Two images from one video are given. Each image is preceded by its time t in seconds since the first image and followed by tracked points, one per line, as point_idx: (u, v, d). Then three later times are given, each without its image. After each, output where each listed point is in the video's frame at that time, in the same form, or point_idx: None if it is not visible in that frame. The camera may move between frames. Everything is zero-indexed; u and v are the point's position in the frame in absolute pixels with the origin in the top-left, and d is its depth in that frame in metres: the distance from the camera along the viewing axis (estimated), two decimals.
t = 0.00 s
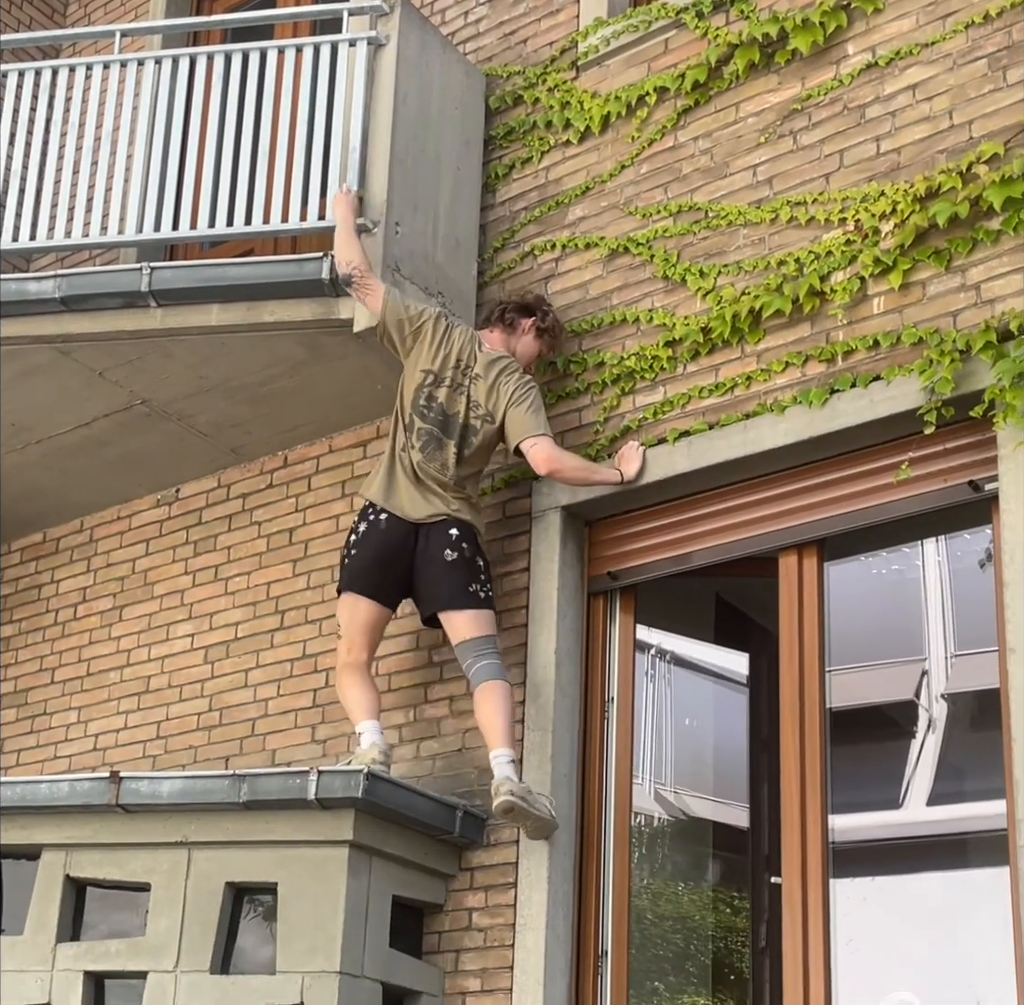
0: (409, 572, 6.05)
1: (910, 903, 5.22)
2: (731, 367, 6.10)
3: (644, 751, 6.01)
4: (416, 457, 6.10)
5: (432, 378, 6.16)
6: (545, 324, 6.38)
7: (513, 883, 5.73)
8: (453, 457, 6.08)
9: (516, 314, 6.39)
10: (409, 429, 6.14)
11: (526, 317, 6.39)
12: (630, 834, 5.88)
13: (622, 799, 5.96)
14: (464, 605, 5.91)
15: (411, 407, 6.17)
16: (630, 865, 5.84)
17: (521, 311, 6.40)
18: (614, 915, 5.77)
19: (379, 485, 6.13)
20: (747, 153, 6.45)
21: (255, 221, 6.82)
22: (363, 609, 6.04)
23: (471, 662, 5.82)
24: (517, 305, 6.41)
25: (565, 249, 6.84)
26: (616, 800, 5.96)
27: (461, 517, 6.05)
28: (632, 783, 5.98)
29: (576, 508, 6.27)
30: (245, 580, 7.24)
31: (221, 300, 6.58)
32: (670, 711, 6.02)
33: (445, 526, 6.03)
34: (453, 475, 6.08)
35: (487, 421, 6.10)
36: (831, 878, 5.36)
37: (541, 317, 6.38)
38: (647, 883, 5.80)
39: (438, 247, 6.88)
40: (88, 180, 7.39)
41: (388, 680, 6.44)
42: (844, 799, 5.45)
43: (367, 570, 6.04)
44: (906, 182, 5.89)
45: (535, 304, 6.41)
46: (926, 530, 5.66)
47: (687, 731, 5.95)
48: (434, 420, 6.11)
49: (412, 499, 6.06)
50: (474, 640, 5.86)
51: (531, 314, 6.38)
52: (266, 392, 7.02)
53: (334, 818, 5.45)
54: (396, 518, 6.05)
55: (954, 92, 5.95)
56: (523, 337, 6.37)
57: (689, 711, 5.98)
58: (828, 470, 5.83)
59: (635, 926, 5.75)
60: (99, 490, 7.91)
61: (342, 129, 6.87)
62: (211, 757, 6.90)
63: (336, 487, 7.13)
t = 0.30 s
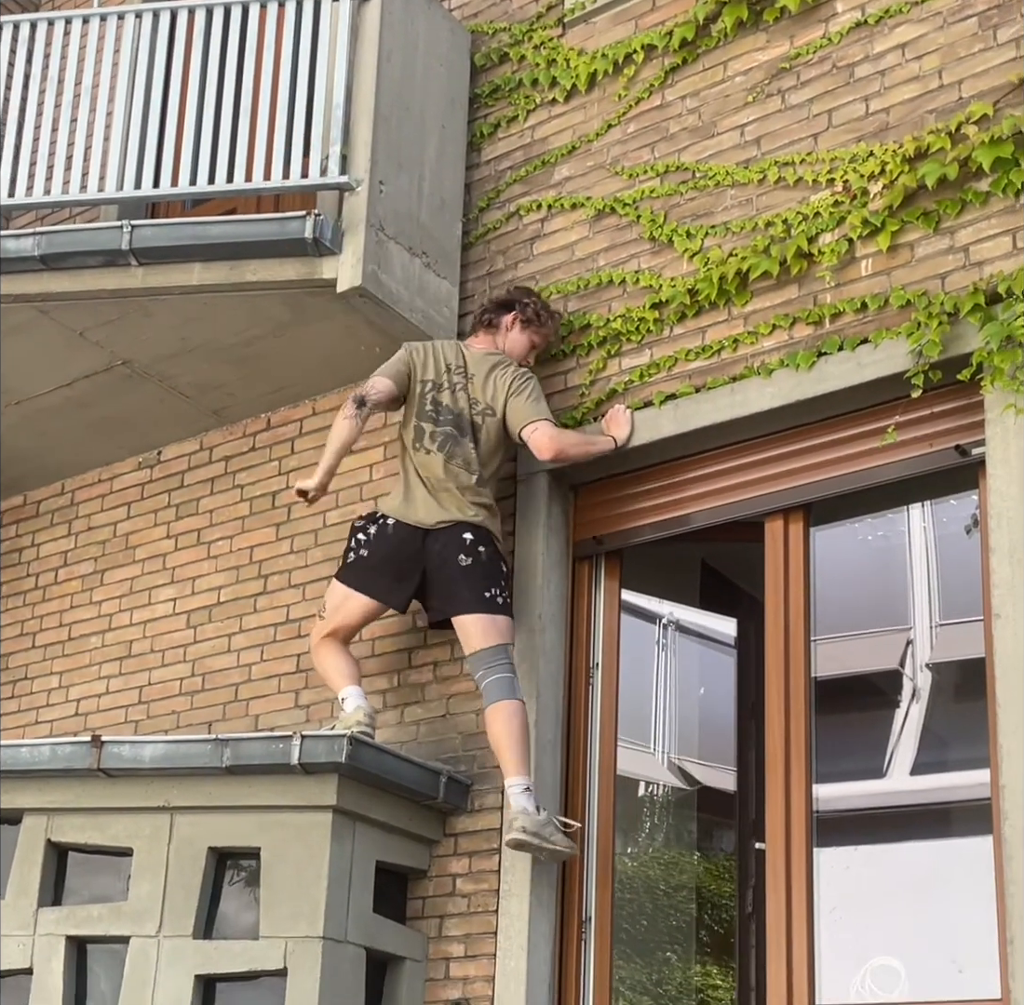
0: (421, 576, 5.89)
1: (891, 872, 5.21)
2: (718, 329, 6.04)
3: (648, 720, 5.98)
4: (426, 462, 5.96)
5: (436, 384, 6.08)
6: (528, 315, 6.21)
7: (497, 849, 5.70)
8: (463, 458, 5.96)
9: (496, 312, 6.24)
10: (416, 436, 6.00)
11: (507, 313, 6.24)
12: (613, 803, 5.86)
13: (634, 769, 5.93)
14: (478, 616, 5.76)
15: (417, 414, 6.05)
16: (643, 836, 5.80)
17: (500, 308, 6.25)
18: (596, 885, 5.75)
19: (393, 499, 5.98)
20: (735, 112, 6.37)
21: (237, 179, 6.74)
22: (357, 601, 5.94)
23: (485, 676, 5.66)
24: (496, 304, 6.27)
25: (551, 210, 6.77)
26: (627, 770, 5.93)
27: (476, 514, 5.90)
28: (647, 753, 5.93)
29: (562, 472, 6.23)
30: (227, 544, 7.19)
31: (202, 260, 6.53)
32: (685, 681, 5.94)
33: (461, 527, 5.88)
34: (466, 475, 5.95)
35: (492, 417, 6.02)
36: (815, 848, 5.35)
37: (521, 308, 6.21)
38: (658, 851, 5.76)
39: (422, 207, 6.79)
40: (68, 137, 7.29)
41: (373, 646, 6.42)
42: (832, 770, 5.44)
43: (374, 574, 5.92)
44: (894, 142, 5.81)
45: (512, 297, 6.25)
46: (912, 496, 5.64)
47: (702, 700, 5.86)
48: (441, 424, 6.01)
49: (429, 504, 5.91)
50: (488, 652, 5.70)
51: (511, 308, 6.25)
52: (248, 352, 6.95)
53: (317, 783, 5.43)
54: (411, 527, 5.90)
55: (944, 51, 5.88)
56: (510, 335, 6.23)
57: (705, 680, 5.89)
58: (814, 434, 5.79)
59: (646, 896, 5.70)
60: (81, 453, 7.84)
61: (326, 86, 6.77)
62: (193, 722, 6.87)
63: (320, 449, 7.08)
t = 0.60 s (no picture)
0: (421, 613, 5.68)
1: (876, 840, 5.18)
2: (705, 294, 5.99)
3: (644, 690, 5.93)
4: (428, 496, 5.71)
5: (448, 411, 5.82)
6: (525, 335, 6.04)
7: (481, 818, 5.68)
8: (468, 495, 5.67)
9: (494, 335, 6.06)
10: (421, 467, 5.78)
11: (504, 335, 6.05)
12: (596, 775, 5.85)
13: (638, 741, 5.87)
14: (469, 669, 5.50)
15: (426, 443, 5.81)
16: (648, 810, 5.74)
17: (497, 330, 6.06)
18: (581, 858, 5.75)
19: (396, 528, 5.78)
20: (723, 75, 6.31)
21: (219, 140, 6.66)
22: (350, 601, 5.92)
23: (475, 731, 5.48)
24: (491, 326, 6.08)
25: (537, 173, 6.70)
26: (627, 742, 5.89)
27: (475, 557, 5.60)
28: (652, 726, 5.87)
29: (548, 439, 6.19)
30: (210, 511, 7.14)
31: (184, 222, 6.45)
32: (684, 652, 5.89)
33: (458, 571, 5.61)
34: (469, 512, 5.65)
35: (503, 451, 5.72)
36: (799, 818, 5.34)
37: (519, 328, 6.04)
38: (660, 823, 5.70)
39: (406, 170, 6.72)
40: (48, 98, 7.20)
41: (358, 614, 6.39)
42: (817, 740, 5.42)
43: (373, 595, 5.82)
44: (883, 106, 5.75)
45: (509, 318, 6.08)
46: (897, 465, 5.63)
47: (704, 672, 5.81)
48: (448, 457, 5.74)
49: (426, 541, 5.65)
50: (475, 707, 5.47)
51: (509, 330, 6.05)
52: (231, 317, 6.88)
53: (301, 752, 5.41)
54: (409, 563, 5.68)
55: (934, 14, 5.81)
56: (512, 357, 6.03)
57: (707, 651, 5.84)
58: (801, 402, 5.75)
59: (651, 869, 5.63)
60: (63, 418, 7.78)
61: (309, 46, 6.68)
62: (177, 691, 6.84)
63: (303, 416, 7.02)
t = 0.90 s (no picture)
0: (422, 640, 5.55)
1: (861, 816, 5.16)
2: (692, 262, 5.94)
3: (636, 664, 5.91)
4: (433, 521, 5.58)
5: (458, 432, 5.66)
6: (535, 361, 5.82)
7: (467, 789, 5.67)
8: (473, 523, 5.53)
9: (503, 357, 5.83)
10: (428, 489, 5.65)
11: (513, 359, 5.83)
12: (581, 744, 5.85)
13: (631, 715, 5.85)
14: (464, 706, 5.38)
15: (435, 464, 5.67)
16: (639, 784, 5.72)
17: (506, 353, 5.84)
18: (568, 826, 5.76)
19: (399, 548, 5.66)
20: (711, 39, 6.24)
21: (202, 104, 6.58)
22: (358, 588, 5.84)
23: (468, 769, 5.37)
24: (500, 348, 5.85)
25: (524, 139, 6.63)
26: (623, 718, 5.86)
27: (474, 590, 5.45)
28: (645, 700, 5.85)
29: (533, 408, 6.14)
30: (194, 480, 7.09)
31: (167, 187, 6.38)
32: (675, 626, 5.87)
33: (456, 606, 5.46)
34: (471, 542, 5.51)
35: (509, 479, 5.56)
36: (784, 794, 5.33)
37: (530, 354, 5.82)
38: (655, 798, 5.68)
39: (392, 135, 6.65)
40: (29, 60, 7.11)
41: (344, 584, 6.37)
42: (803, 715, 5.42)
43: (376, 612, 5.68)
44: (872, 71, 5.69)
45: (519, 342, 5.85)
46: (882, 435, 5.60)
47: (694, 645, 5.78)
48: (457, 482, 5.59)
49: (426, 567, 5.52)
50: (471, 743, 5.36)
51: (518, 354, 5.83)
52: (214, 283, 6.82)
53: (286, 723, 5.39)
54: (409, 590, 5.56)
55: None
56: (517, 382, 5.81)
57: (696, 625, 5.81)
58: (788, 371, 5.73)
59: (643, 845, 5.62)
60: (45, 385, 7.72)
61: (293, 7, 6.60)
62: (160, 661, 6.81)
63: (288, 384, 6.97)
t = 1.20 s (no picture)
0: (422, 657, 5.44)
1: (845, 795, 5.19)
2: (675, 237, 5.91)
3: (619, 643, 5.93)
4: (448, 536, 5.39)
5: (477, 446, 5.47)
6: (555, 380, 5.70)
7: (450, 767, 5.67)
8: (492, 542, 5.34)
9: (523, 372, 5.70)
10: (446, 504, 5.46)
11: (533, 376, 5.71)
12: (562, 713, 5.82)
13: (615, 694, 5.87)
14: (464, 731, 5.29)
15: (456, 478, 5.48)
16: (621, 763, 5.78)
17: (526, 368, 5.71)
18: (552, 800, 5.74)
19: (411, 562, 5.48)
20: (694, 12, 6.19)
21: (182, 75, 6.52)
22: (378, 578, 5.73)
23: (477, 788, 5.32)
24: (520, 363, 5.72)
25: (506, 112, 6.58)
26: (606, 696, 5.88)
27: (486, 614, 5.29)
28: (629, 679, 5.87)
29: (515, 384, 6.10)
30: (174, 457, 7.06)
31: (146, 159, 6.32)
32: (658, 605, 5.89)
33: (455, 631, 5.31)
34: (488, 561, 5.33)
35: (531, 498, 5.38)
36: (767, 771, 5.34)
37: (550, 370, 5.70)
38: (637, 777, 5.74)
39: (373, 108, 6.60)
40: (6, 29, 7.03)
41: (326, 561, 6.35)
42: (784, 693, 5.43)
43: (382, 617, 5.55)
44: (857, 45, 5.65)
45: (540, 359, 5.73)
46: (868, 412, 5.61)
47: (678, 625, 5.80)
48: (474, 499, 5.41)
49: (439, 586, 5.34)
50: (480, 768, 5.29)
51: (539, 372, 5.71)
52: (194, 257, 6.77)
53: (268, 700, 5.38)
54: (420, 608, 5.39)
55: None
56: (536, 400, 5.68)
57: (678, 605, 5.84)
58: (775, 346, 5.69)
59: (626, 823, 5.68)
60: (24, 360, 7.67)
61: None
62: (141, 638, 6.78)
63: (269, 360, 6.93)
